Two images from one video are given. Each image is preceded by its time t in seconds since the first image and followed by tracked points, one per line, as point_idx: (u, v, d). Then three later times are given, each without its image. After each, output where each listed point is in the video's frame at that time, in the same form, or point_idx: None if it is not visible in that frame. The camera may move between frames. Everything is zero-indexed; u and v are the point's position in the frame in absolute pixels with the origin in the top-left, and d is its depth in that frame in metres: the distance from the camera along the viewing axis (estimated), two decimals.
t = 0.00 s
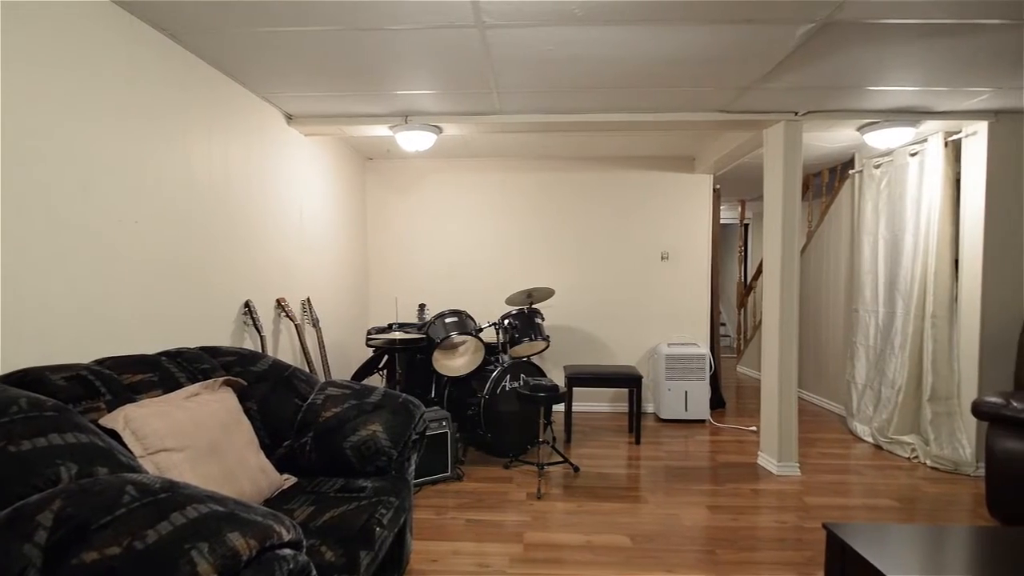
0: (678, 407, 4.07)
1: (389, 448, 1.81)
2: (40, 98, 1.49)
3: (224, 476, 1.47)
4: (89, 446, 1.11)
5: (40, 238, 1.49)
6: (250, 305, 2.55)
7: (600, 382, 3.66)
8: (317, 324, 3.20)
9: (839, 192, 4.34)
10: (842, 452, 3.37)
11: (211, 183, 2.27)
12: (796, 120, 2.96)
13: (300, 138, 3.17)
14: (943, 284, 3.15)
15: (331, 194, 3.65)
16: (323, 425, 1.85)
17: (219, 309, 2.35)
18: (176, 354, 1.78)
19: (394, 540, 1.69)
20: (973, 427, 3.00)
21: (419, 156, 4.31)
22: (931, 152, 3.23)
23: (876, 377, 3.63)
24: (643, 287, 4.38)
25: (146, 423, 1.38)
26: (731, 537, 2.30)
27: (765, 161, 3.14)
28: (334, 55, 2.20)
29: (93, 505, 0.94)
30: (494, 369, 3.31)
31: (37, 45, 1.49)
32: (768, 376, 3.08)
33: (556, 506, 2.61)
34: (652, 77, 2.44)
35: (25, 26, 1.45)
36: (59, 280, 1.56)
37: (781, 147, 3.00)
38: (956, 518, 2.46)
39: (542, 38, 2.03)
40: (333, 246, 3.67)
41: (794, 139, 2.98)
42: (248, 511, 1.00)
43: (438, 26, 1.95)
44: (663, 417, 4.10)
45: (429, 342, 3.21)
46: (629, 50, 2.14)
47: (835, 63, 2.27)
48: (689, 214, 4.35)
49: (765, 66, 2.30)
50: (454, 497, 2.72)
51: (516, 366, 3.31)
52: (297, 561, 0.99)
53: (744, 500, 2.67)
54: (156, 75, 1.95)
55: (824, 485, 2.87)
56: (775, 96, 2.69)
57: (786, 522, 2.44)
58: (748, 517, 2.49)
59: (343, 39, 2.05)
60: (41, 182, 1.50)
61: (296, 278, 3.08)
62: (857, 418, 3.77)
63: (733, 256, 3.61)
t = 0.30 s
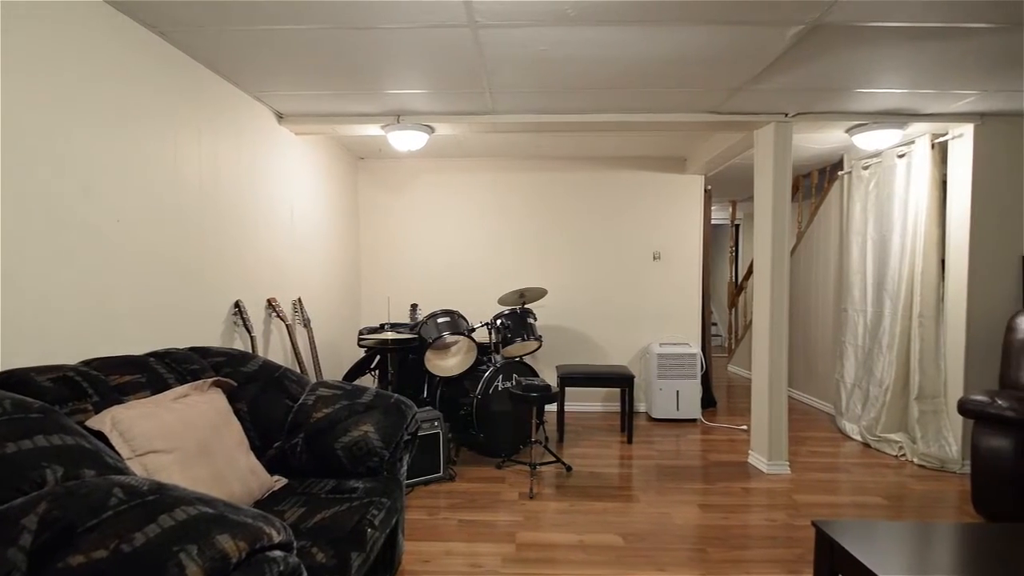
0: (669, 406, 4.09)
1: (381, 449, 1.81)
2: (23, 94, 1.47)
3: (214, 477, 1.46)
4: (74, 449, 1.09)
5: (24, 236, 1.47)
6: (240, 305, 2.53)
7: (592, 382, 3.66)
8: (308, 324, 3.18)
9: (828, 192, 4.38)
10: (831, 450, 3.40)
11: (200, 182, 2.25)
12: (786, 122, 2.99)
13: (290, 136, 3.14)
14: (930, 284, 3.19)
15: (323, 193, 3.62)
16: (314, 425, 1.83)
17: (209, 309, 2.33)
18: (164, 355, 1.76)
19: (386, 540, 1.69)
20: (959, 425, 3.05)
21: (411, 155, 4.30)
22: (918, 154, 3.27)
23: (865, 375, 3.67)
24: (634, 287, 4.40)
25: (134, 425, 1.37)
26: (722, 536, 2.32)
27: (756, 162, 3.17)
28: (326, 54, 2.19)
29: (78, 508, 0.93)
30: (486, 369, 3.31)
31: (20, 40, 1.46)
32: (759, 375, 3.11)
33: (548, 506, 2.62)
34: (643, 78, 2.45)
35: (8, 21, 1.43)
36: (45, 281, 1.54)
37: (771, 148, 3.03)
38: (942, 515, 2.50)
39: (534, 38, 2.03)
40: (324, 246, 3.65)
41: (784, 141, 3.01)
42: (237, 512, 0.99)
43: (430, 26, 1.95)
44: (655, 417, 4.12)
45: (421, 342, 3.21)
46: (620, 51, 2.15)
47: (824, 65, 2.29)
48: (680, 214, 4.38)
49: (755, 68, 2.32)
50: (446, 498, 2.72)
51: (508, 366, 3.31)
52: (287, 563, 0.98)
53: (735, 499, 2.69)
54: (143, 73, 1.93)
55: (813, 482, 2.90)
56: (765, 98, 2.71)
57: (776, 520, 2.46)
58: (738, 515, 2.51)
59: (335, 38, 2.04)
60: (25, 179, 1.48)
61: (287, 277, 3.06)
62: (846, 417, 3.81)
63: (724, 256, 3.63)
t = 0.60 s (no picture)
0: (660, 405, 4.11)
1: (371, 449, 1.80)
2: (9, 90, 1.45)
3: (202, 478, 1.44)
4: (58, 451, 1.08)
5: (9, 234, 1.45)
6: (229, 305, 2.50)
7: (583, 382, 3.67)
8: (298, 324, 3.15)
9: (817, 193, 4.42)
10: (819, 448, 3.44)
11: (188, 181, 2.23)
12: (774, 123, 3.02)
13: (280, 135, 3.12)
14: (915, 283, 3.23)
15: (313, 193, 3.60)
16: (304, 426, 1.82)
17: (197, 309, 2.30)
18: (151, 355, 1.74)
19: (376, 541, 1.68)
20: (944, 423, 3.09)
21: (402, 155, 4.28)
22: (904, 155, 3.32)
23: (852, 374, 3.72)
24: (625, 286, 4.42)
25: (119, 426, 1.35)
26: (712, 533, 2.34)
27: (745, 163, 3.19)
28: (318, 52, 2.17)
29: (62, 511, 0.91)
30: (477, 369, 3.30)
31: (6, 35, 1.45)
32: (748, 375, 3.13)
33: (539, 505, 2.62)
34: (634, 79, 2.46)
35: None
36: (30, 280, 1.51)
37: (760, 149, 3.06)
38: (927, 512, 2.54)
39: (525, 38, 2.04)
40: (315, 245, 3.63)
41: (772, 142, 3.03)
42: (226, 514, 0.98)
43: (422, 25, 1.94)
44: (645, 416, 4.14)
45: (412, 342, 3.20)
46: (611, 52, 2.16)
47: (811, 67, 2.31)
48: (671, 214, 4.40)
49: (744, 70, 2.34)
50: (438, 498, 2.71)
51: (499, 366, 3.31)
52: (276, 564, 0.97)
53: (725, 497, 2.71)
54: (129, 71, 1.90)
55: (801, 480, 2.93)
56: (754, 100, 2.73)
57: (764, 518, 2.48)
58: (728, 514, 2.53)
59: (326, 36, 2.03)
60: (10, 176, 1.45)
61: (277, 277, 3.04)
62: (833, 415, 3.85)
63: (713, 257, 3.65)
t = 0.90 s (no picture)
0: (651, 405, 4.13)
1: (362, 450, 1.79)
2: None
3: (189, 480, 1.42)
4: (43, 453, 1.06)
5: None
6: (218, 305, 2.48)
7: (575, 381, 3.68)
8: (288, 325, 3.13)
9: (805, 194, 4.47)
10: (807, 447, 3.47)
11: (175, 181, 2.20)
12: (764, 125, 3.04)
13: (270, 135, 3.10)
14: (902, 284, 3.28)
15: (303, 192, 3.58)
16: (294, 427, 1.81)
17: (185, 309, 2.28)
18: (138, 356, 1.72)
19: (367, 542, 1.67)
20: (930, 421, 3.14)
21: (393, 154, 4.27)
22: (891, 157, 3.36)
23: (839, 373, 3.76)
24: (617, 286, 4.43)
25: (106, 428, 1.33)
26: (702, 532, 2.35)
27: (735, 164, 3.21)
28: (308, 50, 2.15)
29: (45, 514, 0.90)
30: (469, 369, 3.30)
31: None
32: (737, 374, 3.16)
33: (531, 505, 2.62)
34: (625, 80, 2.47)
35: None
36: (15, 281, 1.50)
37: (750, 150, 3.08)
38: (913, 509, 2.57)
39: (517, 38, 2.04)
40: (305, 245, 3.61)
41: (762, 143, 3.06)
42: (214, 516, 0.97)
43: (413, 24, 1.94)
44: (636, 415, 4.16)
45: (404, 342, 3.19)
46: (605, 52, 2.16)
47: (799, 70, 2.34)
48: (662, 215, 4.43)
49: (733, 71, 2.36)
50: (429, 499, 2.71)
51: (491, 365, 3.32)
52: (265, 567, 0.96)
53: (715, 496, 2.73)
54: (115, 69, 1.88)
55: (789, 478, 2.96)
56: (745, 101, 2.76)
57: (754, 516, 2.50)
58: (718, 512, 2.55)
59: (317, 35, 2.01)
60: None
61: (267, 276, 3.01)
62: (822, 413, 3.89)
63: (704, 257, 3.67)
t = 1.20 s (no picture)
0: (641, 404, 4.15)
1: (352, 451, 1.78)
2: None
3: (175, 483, 1.41)
4: (26, 456, 1.04)
5: None
6: (206, 305, 2.45)
7: (566, 381, 3.69)
8: (278, 325, 3.11)
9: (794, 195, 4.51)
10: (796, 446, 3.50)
11: (163, 180, 2.17)
12: (753, 126, 3.07)
13: (259, 133, 3.07)
14: (888, 284, 3.32)
15: (293, 192, 3.55)
16: (284, 428, 1.80)
17: (173, 309, 2.25)
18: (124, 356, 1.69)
19: (357, 544, 1.66)
20: (915, 419, 3.18)
21: (384, 153, 4.25)
22: (877, 158, 3.41)
23: (827, 372, 3.81)
24: (607, 287, 4.45)
25: (90, 430, 1.31)
26: (692, 530, 2.37)
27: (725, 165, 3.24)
28: (297, 48, 2.13)
29: (28, 517, 0.88)
30: (460, 369, 3.30)
31: None
32: (727, 373, 3.19)
33: (522, 505, 2.62)
34: (617, 81, 2.48)
35: None
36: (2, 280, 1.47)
37: (739, 151, 3.11)
38: (898, 505, 2.61)
39: (508, 38, 2.04)
40: (295, 245, 3.58)
41: (751, 145, 3.08)
42: (202, 519, 0.96)
43: (404, 23, 1.93)
44: (627, 415, 4.18)
45: (395, 342, 3.17)
46: (596, 52, 2.16)
47: (787, 72, 2.36)
48: (653, 215, 4.45)
49: (723, 73, 2.38)
50: (420, 499, 2.70)
51: (482, 365, 3.31)
52: (254, 569, 0.96)
53: (705, 494, 2.75)
54: (102, 67, 1.85)
55: (778, 476, 2.99)
56: (734, 103, 2.78)
57: (743, 514, 2.52)
58: (708, 510, 2.56)
59: (307, 34, 2.00)
60: None
61: (256, 276, 2.99)
62: (810, 412, 3.93)
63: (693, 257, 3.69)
